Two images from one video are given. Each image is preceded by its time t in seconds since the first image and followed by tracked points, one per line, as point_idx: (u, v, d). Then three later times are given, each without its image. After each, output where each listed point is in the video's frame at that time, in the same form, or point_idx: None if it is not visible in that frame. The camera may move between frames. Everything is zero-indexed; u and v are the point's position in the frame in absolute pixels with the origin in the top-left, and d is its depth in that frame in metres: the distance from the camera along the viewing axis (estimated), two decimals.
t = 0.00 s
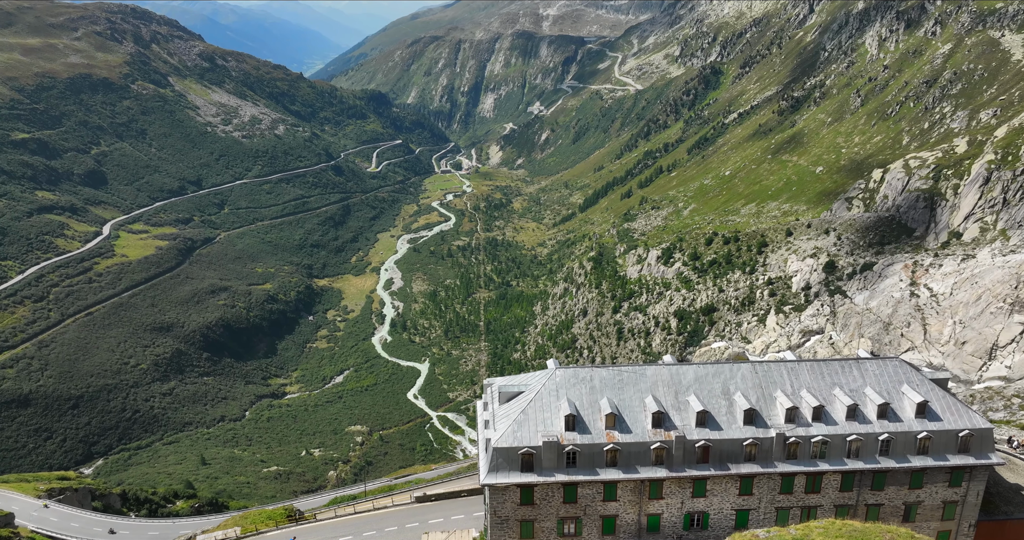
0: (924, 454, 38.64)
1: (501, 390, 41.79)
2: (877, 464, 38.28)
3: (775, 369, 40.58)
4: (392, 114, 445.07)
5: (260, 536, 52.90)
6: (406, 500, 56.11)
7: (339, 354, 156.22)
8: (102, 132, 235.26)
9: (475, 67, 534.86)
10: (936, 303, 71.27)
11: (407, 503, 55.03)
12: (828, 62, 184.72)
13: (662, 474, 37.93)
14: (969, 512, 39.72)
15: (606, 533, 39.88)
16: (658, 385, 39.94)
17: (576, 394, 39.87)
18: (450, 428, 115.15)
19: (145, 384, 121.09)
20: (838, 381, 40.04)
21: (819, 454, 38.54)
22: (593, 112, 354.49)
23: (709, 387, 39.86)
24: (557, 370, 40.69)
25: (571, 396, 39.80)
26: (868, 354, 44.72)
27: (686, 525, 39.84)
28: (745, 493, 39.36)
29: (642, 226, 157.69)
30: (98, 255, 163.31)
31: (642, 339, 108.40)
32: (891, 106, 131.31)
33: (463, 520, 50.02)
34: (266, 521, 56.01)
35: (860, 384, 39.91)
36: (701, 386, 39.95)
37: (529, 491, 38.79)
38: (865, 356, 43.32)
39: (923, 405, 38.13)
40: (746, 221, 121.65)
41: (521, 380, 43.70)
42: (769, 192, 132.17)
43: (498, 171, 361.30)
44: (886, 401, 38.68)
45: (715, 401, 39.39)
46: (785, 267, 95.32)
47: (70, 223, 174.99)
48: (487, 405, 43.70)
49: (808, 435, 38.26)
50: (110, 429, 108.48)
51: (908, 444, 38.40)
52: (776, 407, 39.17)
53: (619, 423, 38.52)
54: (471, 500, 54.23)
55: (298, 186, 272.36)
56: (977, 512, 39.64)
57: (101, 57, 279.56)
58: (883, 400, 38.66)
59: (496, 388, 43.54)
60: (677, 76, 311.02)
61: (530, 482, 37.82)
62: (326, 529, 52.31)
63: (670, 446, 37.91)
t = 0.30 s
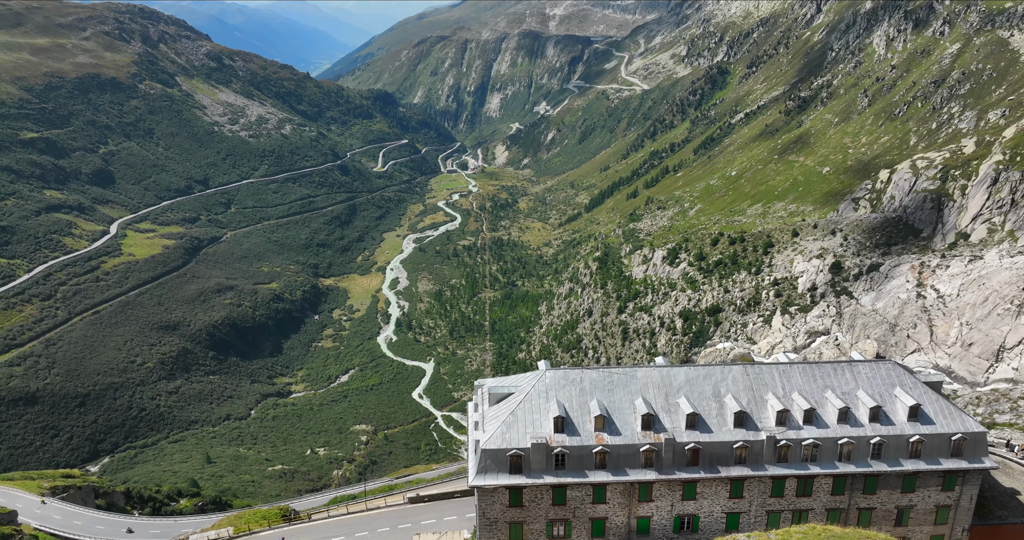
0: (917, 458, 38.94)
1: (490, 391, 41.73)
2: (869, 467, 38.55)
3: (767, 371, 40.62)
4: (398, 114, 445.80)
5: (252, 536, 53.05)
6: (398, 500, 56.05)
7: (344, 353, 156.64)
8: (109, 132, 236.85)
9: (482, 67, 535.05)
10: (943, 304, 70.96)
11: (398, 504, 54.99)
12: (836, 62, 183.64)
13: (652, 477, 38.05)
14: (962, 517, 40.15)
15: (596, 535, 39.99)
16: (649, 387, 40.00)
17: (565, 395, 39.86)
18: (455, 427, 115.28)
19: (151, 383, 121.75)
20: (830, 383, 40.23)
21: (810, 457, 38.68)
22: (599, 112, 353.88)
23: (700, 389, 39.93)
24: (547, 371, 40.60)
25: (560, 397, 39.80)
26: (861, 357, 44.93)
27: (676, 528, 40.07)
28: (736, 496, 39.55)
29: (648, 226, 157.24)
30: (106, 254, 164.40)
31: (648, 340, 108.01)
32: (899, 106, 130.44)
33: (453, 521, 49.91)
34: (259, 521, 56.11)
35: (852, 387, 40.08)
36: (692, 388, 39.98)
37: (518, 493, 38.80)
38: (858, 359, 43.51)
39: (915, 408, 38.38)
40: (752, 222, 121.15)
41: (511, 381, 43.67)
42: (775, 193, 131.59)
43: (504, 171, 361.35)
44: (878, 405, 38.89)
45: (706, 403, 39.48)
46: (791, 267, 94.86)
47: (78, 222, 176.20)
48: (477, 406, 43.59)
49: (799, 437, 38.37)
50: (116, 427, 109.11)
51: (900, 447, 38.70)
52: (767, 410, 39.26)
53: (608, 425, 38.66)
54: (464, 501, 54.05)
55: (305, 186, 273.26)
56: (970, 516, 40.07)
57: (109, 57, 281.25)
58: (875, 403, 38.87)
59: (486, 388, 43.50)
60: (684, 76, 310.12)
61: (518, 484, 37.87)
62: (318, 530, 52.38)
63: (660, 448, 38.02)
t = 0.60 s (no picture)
0: (909, 462, 39.35)
1: (480, 394, 42.35)
2: (861, 472, 38.99)
3: (758, 374, 41.31)
4: (404, 114, 446.92)
5: (245, 536, 53.22)
6: (392, 501, 56.03)
7: (349, 353, 157.02)
8: (117, 132, 238.64)
9: (488, 68, 535.72)
10: (949, 306, 70.91)
11: (392, 506, 55.01)
12: (843, 63, 182.74)
13: (641, 480, 38.75)
14: (956, 522, 40.19)
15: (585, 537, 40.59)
16: (640, 390, 40.65)
17: (555, 398, 40.49)
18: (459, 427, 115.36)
19: (157, 382, 122.47)
20: (822, 387, 40.80)
21: (802, 461, 39.17)
22: (605, 112, 353.26)
23: (691, 392, 40.56)
24: (537, 374, 41.28)
25: (550, 399, 40.44)
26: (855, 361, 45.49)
27: (666, 532, 40.53)
28: (726, 499, 40.03)
29: (653, 227, 156.86)
30: (113, 254, 165.62)
31: (653, 341, 107.66)
32: (906, 107, 129.64)
33: (446, 523, 49.83)
34: (254, 521, 56.27)
35: (845, 391, 40.64)
36: (683, 391, 40.66)
37: (506, 496, 39.38)
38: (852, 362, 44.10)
39: (908, 412, 38.91)
40: (759, 223, 120.73)
41: (502, 383, 44.31)
42: (782, 194, 131.01)
43: (510, 171, 361.50)
44: (870, 409, 39.40)
45: (697, 406, 40.08)
46: (797, 269, 94.39)
47: (86, 222, 177.52)
48: (467, 409, 44.19)
49: (790, 441, 38.92)
50: (122, 426, 109.77)
51: (893, 451, 39.09)
52: (759, 413, 39.87)
53: (597, 428, 39.28)
54: (457, 503, 53.82)
55: (311, 186, 274.22)
56: (964, 522, 40.04)
57: (118, 58, 283.34)
58: (868, 407, 39.38)
59: (476, 390, 44.15)
60: (691, 76, 309.39)
61: (506, 487, 38.40)
62: (310, 530, 52.48)
63: (649, 451, 38.66)
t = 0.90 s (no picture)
0: (901, 465, 40.13)
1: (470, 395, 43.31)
2: (852, 475, 39.84)
3: (750, 376, 42.14)
4: (411, 114, 447.38)
5: (238, 536, 53.26)
6: (386, 502, 56.15)
7: (355, 353, 157.52)
8: (125, 131, 240.28)
9: (495, 68, 535.76)
10: (957, 307, 70.65)
11: (385, 506, 55.07)
12: (851, 62, 181.66)
13: (631, 482, 39.55)
14: (948, 526, 41.21)
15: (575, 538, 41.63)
16: (630, 392, 41.55)
17: (545, 399, 41.43)
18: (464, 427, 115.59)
19: (164, 381, 123.29)
20: (814, 389, 41.60)
21: (792, 464, 40.05)
22: (612, 112, 352.53)
23: (681, 394, 41.47)
24: (527, 375, 42.20)
25: (539, 401, 41.40)
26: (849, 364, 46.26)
27: (657, 534, 41.56)
28: (716, 502, 40.85)
29: (659, 228, 156.35)
30: (121, 253, 166.87)
31: (658, 341, 107.44)
32: (914, 107, 128.80)
33: (439, 523, 50.07)
34: (248, 521, 56.39)
35: (837, 394, 41.44)
36: (673, 393, 41.55)
37: (495, 497, 40.29)
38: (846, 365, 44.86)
39: (899, 415, 39.65)
40: (765, 223, 120.30)
41: (493, 385, 45.23)
42: (788, 195, 130.52)
43: (516, 171, 361.40)
44: (861, 412, 40.20)
45: (687, 408, 40.94)
46: (803, 270, 93.98)
47: (94, 221, 178.87)
48: (457, 411, 45.16)
49: (781, 444, 39.76)
50: (129, 424, 110.63)
51: (884, 455, 39.92)
52: (749, 416, 40.70)
53: (587, 430, 40.10)
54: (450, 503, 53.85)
55: (318, 186, 275.16)
56: (957, 526, 41.05)
57: (126, 58, 285.12)
58: (859, 410, 40.18)
59: (467, 392, 45.15)
60: (698, 76, 308.23)
61: (495, 487, 39.32)
62: (303, 531, 52.63)
63: (638, 453, 39.50)
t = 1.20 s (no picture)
0: (892, 468, 40.19)
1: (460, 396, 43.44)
2: (843, 478, 39.91)
3: (741, 378, 42.26)
4: (417, 114, 447.93)
5: (231, 536, 52.63)
6: (379, 502, 56.07)
7: (361, 352, 157.95)
8: (133, 131, 241.88)
9: (501, 67, 535.82)
10: (964, 308, 70.09)
11: (378, 506, 55.05)
12: (858, 63, 180.59)
13: (619, 484, 39.66)
14: (940, 529, 41.32)
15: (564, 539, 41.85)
16: (619, 393, 41.67)
17: (534, 400, 41.57)
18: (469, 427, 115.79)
19: (170, 379, 124.08)
20: (805, 391, 41.63)
21: (782, 466, 40.14)
22: (618, 112, 351.86)
23: (671, 396, 41.60)
24: (516, 377, 42.36)
25: (529, 402, 41.52)
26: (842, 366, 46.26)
27: (646, 535, 41.80)
28: (706, 505, 40.99)
29: (665, 228, 155.81)
30: (127, 252, 167.85)
31: (663, 342, 107.24)
32: (922, 107, 127.91)
33: (431, 524, 50.13)
34: (242, 520, 55.82)
35: (828, 396, 41.46)
36: (663, 395, 41.63)
37: (483, 498, 40.49)
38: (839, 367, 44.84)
39: (891, 418, 39.65)
40: (771, 224, 119.76)
41: (483, 385, 45.40)
42: (795, 195, 130.01)
43: (522, 171, 361.27)
44: (853, 414, 40.21)
45: (677, 410, 41.06)
46: (809, 270, 93.42)
47: (101, 220, 180.19)
48: (447, 412, 45.36)
49: (771, 446, 39.83)
50: (135, 422, 111.40)
51: (875, 457, 39.98)
52: (739, 418, 40.78)
53: (575, 431, 40.25)
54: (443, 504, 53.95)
55: (324, 185, 276.08)
56: (948, 529, 41.18)
57: (134, 58, 286.92)
58: (850, 412, 40.21)
59: (457, 393, 45.37)
60: (704, 76, 307.15)
61: (483, 489, 39.45)
62: (296, 530, 52.27)
63: (627, 455, 39.61)
